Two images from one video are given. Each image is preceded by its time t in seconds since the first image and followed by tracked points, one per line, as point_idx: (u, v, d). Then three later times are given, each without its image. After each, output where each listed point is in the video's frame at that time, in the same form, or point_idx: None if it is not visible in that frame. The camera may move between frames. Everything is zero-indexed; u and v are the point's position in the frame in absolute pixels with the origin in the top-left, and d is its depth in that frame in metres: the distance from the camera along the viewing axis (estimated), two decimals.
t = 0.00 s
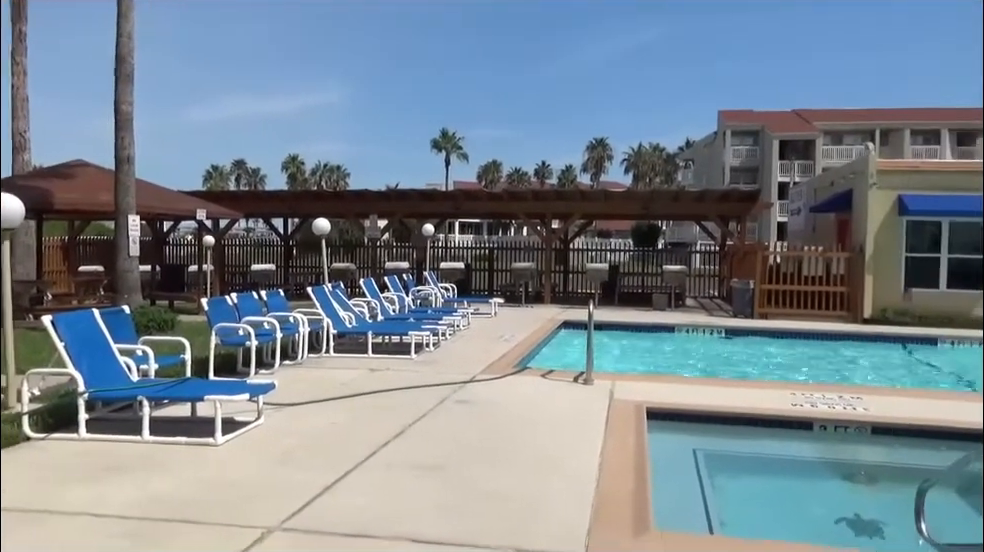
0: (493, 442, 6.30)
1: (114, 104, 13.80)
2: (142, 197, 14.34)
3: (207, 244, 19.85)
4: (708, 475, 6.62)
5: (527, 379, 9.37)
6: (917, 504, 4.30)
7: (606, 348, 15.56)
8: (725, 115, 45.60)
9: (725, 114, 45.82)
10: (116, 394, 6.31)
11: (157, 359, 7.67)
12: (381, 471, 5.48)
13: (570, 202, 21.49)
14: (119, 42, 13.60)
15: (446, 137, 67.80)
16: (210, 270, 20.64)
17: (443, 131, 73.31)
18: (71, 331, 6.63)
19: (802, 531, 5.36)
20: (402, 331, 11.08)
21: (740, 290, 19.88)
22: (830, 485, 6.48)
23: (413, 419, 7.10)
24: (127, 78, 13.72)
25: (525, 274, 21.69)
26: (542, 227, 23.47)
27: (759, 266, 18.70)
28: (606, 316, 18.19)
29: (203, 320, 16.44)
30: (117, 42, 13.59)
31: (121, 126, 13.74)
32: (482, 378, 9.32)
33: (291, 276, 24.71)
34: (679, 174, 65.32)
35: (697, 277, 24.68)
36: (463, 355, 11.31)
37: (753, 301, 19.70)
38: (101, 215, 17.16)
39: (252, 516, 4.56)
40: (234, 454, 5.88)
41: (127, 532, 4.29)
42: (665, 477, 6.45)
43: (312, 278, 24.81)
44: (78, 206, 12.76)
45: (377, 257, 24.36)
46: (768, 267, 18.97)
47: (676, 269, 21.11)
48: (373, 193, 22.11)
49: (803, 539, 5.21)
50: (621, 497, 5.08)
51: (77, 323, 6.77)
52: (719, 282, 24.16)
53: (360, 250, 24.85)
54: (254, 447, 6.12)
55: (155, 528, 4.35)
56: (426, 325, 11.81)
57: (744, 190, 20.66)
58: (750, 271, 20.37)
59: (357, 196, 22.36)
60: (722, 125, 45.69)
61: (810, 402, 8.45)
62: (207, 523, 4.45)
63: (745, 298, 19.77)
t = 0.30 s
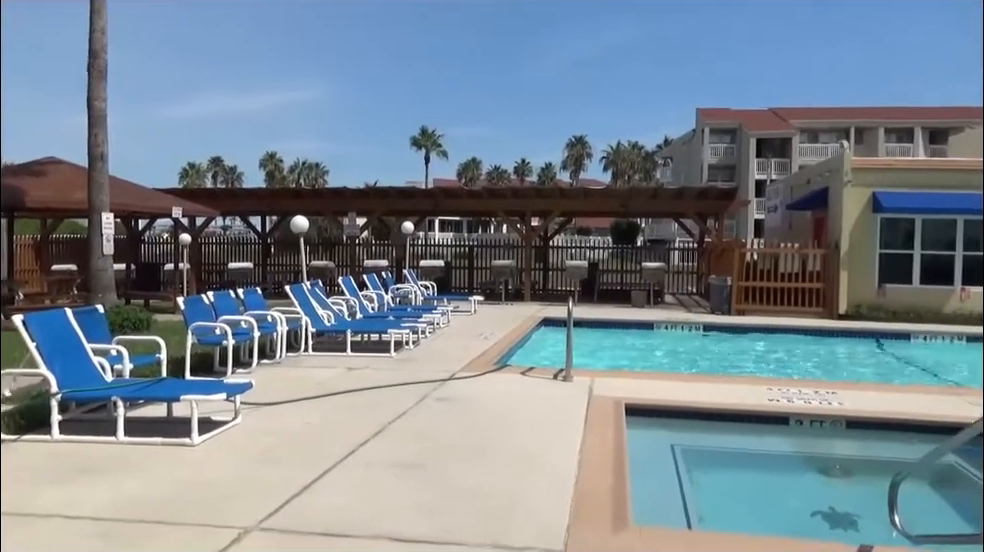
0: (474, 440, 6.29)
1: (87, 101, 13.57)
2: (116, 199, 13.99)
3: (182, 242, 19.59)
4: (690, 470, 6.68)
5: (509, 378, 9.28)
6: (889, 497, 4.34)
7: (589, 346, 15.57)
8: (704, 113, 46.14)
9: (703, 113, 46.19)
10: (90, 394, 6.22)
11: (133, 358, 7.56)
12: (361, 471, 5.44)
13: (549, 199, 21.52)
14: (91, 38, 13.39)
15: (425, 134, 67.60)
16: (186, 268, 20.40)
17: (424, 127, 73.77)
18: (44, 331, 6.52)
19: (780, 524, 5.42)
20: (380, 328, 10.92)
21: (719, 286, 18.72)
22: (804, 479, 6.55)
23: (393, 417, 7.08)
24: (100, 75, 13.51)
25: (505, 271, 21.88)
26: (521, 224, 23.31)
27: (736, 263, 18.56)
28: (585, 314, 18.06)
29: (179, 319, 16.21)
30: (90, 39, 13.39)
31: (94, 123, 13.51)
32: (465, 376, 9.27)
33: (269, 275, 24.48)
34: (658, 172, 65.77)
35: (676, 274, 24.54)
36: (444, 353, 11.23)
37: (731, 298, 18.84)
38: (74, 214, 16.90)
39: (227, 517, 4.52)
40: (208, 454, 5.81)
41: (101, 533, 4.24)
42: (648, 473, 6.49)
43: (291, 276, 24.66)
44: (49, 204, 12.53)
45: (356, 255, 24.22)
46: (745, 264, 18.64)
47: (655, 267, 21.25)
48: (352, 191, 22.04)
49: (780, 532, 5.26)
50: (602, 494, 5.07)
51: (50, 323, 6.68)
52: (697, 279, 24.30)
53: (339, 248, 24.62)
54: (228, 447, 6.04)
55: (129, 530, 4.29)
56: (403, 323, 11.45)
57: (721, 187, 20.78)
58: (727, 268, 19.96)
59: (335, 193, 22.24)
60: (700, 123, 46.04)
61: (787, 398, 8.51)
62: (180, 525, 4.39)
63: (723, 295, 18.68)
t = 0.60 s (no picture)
0: (457, 440, 6.28)
1: (61, 100, 13.37)
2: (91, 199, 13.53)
3: (160, 243, 19.38)
4: (673, 468, 6.71)
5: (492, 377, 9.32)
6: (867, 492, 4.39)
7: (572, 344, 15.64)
8: (684, 112, 46.41)
9: (683, 112, 46.52)
10: (65, 398, 6.12)
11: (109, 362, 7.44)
12: (344, 472, 5.42)
13: (531, 199, 21.55)
14: (65, 37, 13.18)
15: (406, 134, 67.47)
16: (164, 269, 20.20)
17: (405, 127, 73.63)
18: (16, 334, 6.41)
19: (762, 520, 5.47)
20: (362, 328, 10.88)
21: (699, 284, 18.82)
22: (784, 475, 6.61)
23: (376, 418, 7.06)
24: (75, 74, 13.32)
25: (487, 271, 21.82)
26: (503, 224, 23.34)
27: (717, 262, 18.72)
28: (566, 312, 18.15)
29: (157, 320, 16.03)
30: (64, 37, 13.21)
31: (69, 123, 13.33)
32: (447, 376, 9.27)
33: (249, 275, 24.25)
34: (638, 171, 66.13)
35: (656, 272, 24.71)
36: (426, 353, 11.24)
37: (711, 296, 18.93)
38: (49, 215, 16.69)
39: (206, 520, 4.48)
40: (186, 457, 5.74)
41: (74, 540, 4.16)
42: (630, 472, 6.51)
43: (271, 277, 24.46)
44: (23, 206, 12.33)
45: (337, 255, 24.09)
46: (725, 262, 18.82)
47: (635, 266, 21.37)
48: (332, 191, 21.89)
49: (760, 528, 5.30)
50: (584, 493, 5.07)
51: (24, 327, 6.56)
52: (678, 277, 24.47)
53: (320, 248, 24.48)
54: (207, 450, 5.98)
55: (105, 535, 4.23)
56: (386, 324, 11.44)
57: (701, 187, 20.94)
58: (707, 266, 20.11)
59: (315, 193, 22.10)
60: (680, 122, 46.36)
61: (767, 395, 8.61)
62: (159, 529, 4.34)
63: (703, 293, 18.77)
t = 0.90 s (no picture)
0: (440, 441, 6.28)
1: (39, 101, 13.20)
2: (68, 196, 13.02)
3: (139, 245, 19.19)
4: (654, 468, 6.74)
5: (474, 378, 9.28)
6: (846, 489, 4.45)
7: (554, 345, 15.67)
8: (666, 114, 46.64)
9: (665, 114, 46.82)
10: (43, 402, 6.04)
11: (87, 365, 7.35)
12: (328, 474, 5.39)
13: (514, 199, 21.53)
14: (43, 36, 13.02)
15: (388, 135, 67.30)
16: (144, 272, 20.00)
17: (388, 128, 73.47)
18: None
19: (742, 519, 5.51)
20: (344, 330, 10.82)
21: (681, 285, 18.96)
22: (766, 473, 6.68)
23: (358, 419, 7.04)
24: (53, 74, 13.16)
25: (471, 272, 21.84)
26: (487, 225, 23.37)
27: (699, 262, 18.97)
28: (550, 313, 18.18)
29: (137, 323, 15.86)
30: (42, 36, 13.04)
31: (47, 123, 13.17)
32: (431, 377, 9.24)
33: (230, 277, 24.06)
34: (621, 172, 66.42)
35: (639, 273, 24.86)
36: (410, 355, 11.22)
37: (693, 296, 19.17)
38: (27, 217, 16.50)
39: (187, 523, 4.44)
40: (167, 460, 5.68)
41: (54, 545, 4.10)
42: (612, 472, 6.54)
43: (252, 279, 24.31)
44: None
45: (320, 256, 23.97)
46: (707, 263, 19.13)
47: (619, 267, 21.44)
48: (315, 192, 21.78)
49: (743, 527, 5.34)
50: (566, 493, 5.10)
51: None
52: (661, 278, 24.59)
53: (302, 249, 24.36)
54: (188, 453, 5.91)
55: (85, 541, 4.17)
56: (371, 324, 11.64)
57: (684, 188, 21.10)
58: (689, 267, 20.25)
59: (298, 194, 21.97)
60: (662, 124, 46.64)
61: (748, 394, 8.66)
62: (140, 532, 4.30)
63: (685, 294, 18.96)
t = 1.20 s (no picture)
0: (422, 442, 6.26)
1: (16, 100, 13.04)
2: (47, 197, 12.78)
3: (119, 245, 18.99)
4: (637, 468, 6.77)
5: (458, 379, 9.27)
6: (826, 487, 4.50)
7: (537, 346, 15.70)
8: (649, 116, 46.89)
9: (648, 116, 47.05)
10: (19, 405, 5.95)
11: (65, 367, 7.27)
12: (308, 476, 5.36)
13: (497, 200, 21.51)
14: (20, 34, 12.85)
15: (372, 136, 67.06)
16: (123, 273, 19.79)
17: (372, 128, 73.25)
18: None
19: (723, 518, 5.54)
20: (327, 332, 10.76)
21: (664, 285, 18.90)
22: (746, 472, 6.73)
23: (340, 421, 7.00)
24: (30, 72, 12.99)
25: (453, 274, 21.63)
26: (470, 226, 23.37)
27: (681, 264, 18.90)
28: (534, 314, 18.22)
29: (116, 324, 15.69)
30: (19, 34, 12.88)
31: (24, 122, 13.01)
32: (415, 378, 9.23)
33: (212, 278, 23.86)
34: (604, 174, 66.63)
35: (622, 274, 24.96)
36: (394, 356, 11.20)
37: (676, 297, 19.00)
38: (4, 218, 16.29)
39: (167, 527, 4.39)
40: (147, 464, 5.62)
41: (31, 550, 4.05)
42: (595, 471, 6.57)
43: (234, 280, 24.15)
44: None
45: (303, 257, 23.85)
46: (689, 264, 19.00)
47: (602, 268, 21.48)
48: (298, 192, 21.67)
49: (724, 526, 5.37)
50: (548, 492, 5.13)
51: None
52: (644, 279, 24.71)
53: (285, 250, 24.23)
54: (168, 456, 5.85)
55: (63, 545, 4.12)
56: (352, 325, 11.68)
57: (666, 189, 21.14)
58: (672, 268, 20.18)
59: (281, 195, 21.84)
60: (645, 126, 46.86)
61: (730, 394, 8.72)
62: (119, 537, 4.25)
63: (668, 294, 18.86)
